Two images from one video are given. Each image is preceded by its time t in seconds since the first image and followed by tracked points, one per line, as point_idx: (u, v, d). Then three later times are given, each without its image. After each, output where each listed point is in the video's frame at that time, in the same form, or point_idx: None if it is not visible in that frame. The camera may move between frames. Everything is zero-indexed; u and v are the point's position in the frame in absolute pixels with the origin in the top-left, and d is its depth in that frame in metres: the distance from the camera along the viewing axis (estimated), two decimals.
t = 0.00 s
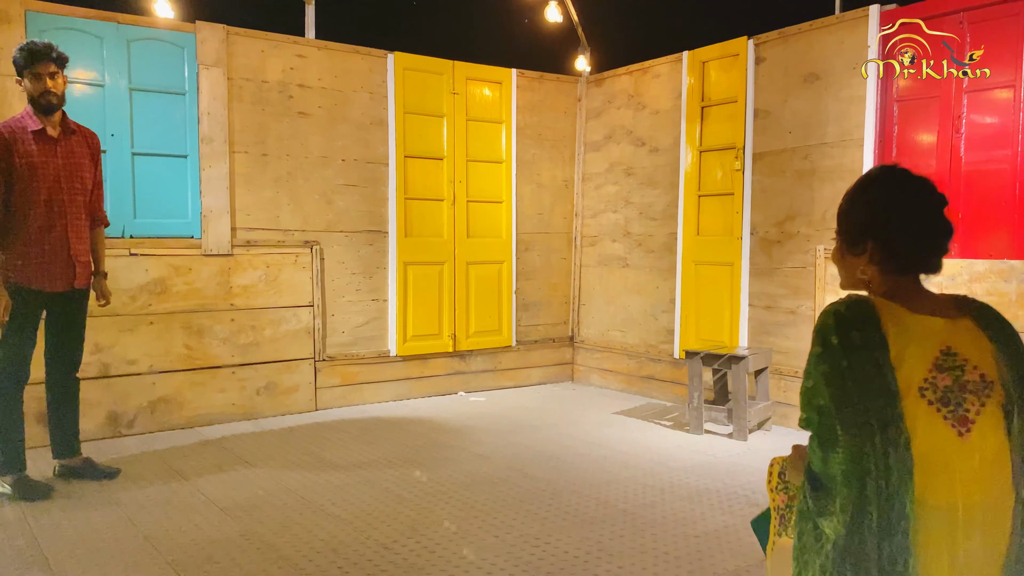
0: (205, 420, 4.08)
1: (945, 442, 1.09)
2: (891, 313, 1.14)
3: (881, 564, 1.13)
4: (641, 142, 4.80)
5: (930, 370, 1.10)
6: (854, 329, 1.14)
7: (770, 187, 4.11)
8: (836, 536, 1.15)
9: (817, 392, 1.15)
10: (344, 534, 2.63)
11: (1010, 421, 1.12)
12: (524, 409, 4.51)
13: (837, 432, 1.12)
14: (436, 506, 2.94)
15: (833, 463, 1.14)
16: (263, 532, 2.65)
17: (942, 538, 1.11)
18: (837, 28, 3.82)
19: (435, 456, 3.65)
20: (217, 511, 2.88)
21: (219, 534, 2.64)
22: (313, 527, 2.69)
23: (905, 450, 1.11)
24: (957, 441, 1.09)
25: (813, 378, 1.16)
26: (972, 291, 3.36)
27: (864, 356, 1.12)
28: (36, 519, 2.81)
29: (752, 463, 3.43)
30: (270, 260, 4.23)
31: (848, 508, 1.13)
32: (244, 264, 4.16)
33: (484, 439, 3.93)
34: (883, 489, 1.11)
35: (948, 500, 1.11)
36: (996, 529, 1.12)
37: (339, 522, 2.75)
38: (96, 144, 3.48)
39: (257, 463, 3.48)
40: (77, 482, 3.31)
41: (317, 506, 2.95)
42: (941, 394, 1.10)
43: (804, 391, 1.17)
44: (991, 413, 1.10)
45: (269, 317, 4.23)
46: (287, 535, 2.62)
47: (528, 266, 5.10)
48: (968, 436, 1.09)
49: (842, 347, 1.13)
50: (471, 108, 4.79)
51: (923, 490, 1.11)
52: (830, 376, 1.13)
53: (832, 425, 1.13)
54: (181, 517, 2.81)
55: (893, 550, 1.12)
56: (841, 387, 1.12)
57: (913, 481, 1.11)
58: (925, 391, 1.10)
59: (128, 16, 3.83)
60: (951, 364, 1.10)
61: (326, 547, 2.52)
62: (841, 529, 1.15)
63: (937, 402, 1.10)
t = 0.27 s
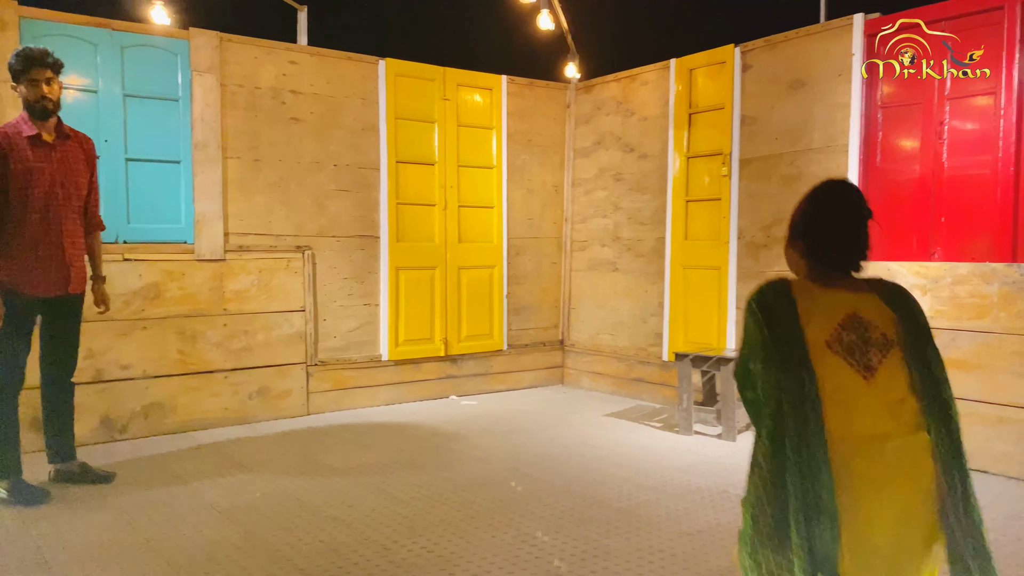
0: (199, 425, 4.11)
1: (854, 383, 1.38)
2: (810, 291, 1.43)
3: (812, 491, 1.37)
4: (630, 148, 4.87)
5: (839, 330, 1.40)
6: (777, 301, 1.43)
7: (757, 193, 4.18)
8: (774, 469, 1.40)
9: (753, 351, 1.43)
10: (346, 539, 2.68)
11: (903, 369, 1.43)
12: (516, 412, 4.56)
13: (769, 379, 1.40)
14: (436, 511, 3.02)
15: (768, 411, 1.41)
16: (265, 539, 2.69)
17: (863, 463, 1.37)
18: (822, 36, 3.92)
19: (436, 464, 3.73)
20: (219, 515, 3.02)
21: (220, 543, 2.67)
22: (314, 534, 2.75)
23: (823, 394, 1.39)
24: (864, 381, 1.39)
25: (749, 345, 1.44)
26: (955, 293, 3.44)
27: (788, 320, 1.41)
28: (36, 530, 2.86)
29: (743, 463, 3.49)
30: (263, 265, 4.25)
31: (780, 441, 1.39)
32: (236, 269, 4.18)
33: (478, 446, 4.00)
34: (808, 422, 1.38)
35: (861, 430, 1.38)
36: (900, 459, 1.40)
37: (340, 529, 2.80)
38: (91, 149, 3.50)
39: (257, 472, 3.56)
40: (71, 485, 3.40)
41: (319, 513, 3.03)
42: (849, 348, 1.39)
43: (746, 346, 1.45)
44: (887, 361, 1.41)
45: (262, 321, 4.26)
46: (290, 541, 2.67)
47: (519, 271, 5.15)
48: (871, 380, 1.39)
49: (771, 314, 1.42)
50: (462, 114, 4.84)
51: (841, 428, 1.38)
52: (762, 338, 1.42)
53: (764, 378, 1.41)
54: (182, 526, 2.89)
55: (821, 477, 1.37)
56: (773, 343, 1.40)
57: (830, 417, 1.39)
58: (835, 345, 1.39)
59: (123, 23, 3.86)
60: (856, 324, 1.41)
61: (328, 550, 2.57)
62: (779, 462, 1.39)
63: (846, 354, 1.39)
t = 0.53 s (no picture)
0: (199, 434, 4.13)
1: (807, 275, 1.63)
2: (769, 200, 1.68)
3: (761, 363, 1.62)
4: (626, 159, 4.91)
5: (794, 233, 1.65)
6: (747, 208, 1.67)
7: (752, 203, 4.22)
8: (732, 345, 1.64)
9: (719, 247, 1.66)
10: (352, 548, 2.72)
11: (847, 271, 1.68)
12: (515, 421, 4.59)
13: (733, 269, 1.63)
14: (440, 521, 3.04)
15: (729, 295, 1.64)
16: (271, 550, 2.72)
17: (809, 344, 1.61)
18: (816, 49, 3.98)
19: (438, 474, 3.75)
20: (223, 524, 3.07)
21: (226, 553, 2.70)
22: (320, 543, 2.79)
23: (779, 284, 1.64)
24: (815, 275, 1.63)
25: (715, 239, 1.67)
26: (949, 301, 3.50)
27: (751, 222, 1.65)
28: (38, 541, 2.88)
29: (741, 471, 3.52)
30: (262, 275, 4.28)
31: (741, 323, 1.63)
32: (237, 279, 4.21)
33: (478, 456, 4.03)
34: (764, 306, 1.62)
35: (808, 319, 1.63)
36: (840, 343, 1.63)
37: (345, 540, 2.83)
38: (93, 161, 3.56)
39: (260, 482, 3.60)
40: (74, 496, 3.42)
41: (323, 523, 3.08)
42: (802, 248, 1.64)
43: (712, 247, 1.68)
44: (833, 262, 1.67)
45: (261, 331, 4.29)
46: (297, 552, 2.70)
47: (517, 280, 5.18)
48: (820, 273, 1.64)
49: (740, 215, 1.66)
50: (461, 125, 4.88)
51: (792, 315, 1.62)
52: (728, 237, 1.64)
53: (729, 270, 1.64)
54: (183, 537, 2.91)
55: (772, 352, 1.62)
56: (738, 242, 1.64)
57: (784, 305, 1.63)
58: (792, 244, 1.64)
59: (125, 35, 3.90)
60: (809, 231, 1.67)
61: (334, 560, 2.61)
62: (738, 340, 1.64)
63: (800, 252, 1.64)
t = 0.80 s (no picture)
0: (218, 446, 4.18)
1: (785, 239, 1.65)
2: (754, 162, 1.70)
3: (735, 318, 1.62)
4: (641, 173, 4.94)
5: (779, 199, 1.66)
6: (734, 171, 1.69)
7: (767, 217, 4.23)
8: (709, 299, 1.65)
9: (705, 203, 1.67)
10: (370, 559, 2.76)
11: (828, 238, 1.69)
12: (531, 434, 4.61)
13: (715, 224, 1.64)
14: (458, 534, 3.07)
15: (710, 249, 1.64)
16: (290, 560, 2.78)
17: (783, 304, 1.62)
18: (831, 64, 4.01)
19: (455, 488, 3.77)
20: (242, 536, 3.11)
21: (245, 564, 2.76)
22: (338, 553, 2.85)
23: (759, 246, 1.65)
24: (794, 240, 1.65)
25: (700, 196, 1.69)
26: (967, 315, 3.48)
27: (736, 184, 1.66)
28: (62, 552, 2.93)
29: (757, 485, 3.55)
30: (281, 289, 4.34)
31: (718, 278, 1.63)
32: (256, 293, 4.27)
33: (494, 469, 4.06)
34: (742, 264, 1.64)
35: (785, 281, 1.63)
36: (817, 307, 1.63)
37: (362, 550, 2.89)
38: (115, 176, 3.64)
39: (279, 494, 3.64)
40: (97, 506, 3.48)
41: (341, 535, 3.12)
42: (784, 213, 1.66)
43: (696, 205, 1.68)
44: (813, 229, 1.68)
45: (280, 344, 4.34)
46: (316, 561, 2.77)
47: (532, 293, 5.20)
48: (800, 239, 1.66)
49: (727, 175, 1.68)
50: (477, 140, 4.93)
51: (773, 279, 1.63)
52: (711, 194, 1.66)
53: (710, 229, 1.65)
54: (204, 548, 2.96)
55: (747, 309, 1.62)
56: (723, 201, 1.66)
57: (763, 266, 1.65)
58: (775, 208, 1.66)
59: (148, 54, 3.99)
60: (793, 197, 1.68)
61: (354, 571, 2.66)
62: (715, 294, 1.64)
63: (782, 218, 1.66)
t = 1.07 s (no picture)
0: (239, 456, 4.21)
1: (756, 260, 1.69)
2: (732, 181, 1.73)
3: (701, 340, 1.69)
4: (661, 183, 4.93)
5: (754, 218, 1.70)
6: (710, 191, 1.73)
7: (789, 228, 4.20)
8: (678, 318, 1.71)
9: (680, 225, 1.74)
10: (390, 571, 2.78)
11: (804, 255, 1.71)
12: (550, 446, 4.61)
13: (686, 245, 1.69)
14: (478, 547, 3.05)
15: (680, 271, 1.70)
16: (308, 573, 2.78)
17: (746, 324, 1.68)
18: (851, 75, 4.00)
19: (473, 501, 3.74)
20: (264, 546, 3.12)
21: None
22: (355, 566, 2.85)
23: (729, 266, 1.70)
24: (764, 261, 1.69)
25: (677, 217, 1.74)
26: (991, 328, 3.45)
27: (709, 205, 1.72)
28: (87, 561, 2.95)
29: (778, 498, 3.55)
30: (302, 299, 4.37)
31: (687, 299, 1.70)
32: (278, 303, 4.30)
33: (513, 480, 4.05)
34: (711, 284, 1.69)
35: (751, 301, 1.69)
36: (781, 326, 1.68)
37: (379, 563, 2.89)
38: (136, 188, 3.68)
39: (299, 506, 3.65)
40: (121, 515, 3.51)
41: (363, 545, 3.13)
42: (757, 232, 1.70)
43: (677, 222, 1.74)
44: (786, 249, 1.70)
45: (301, 354, 4.37)
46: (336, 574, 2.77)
47: (551, 304, 5.20)
48: (772, 259, 1.69)
49: (702, 196, 1.72)
50: (496, 151, 4.95)
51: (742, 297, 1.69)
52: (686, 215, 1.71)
53: (681, 249, 1.71)
54: (227, 559, 2.98)
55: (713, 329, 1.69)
56: (697, 223, 1.71)
57: (732, 286, 1.71)
58: (747, 228, 1.70)
59: (172, 68, 4.05)
60: (769, 215, 1.71)
61: None
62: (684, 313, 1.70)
63: (755, 237, 1.69)
